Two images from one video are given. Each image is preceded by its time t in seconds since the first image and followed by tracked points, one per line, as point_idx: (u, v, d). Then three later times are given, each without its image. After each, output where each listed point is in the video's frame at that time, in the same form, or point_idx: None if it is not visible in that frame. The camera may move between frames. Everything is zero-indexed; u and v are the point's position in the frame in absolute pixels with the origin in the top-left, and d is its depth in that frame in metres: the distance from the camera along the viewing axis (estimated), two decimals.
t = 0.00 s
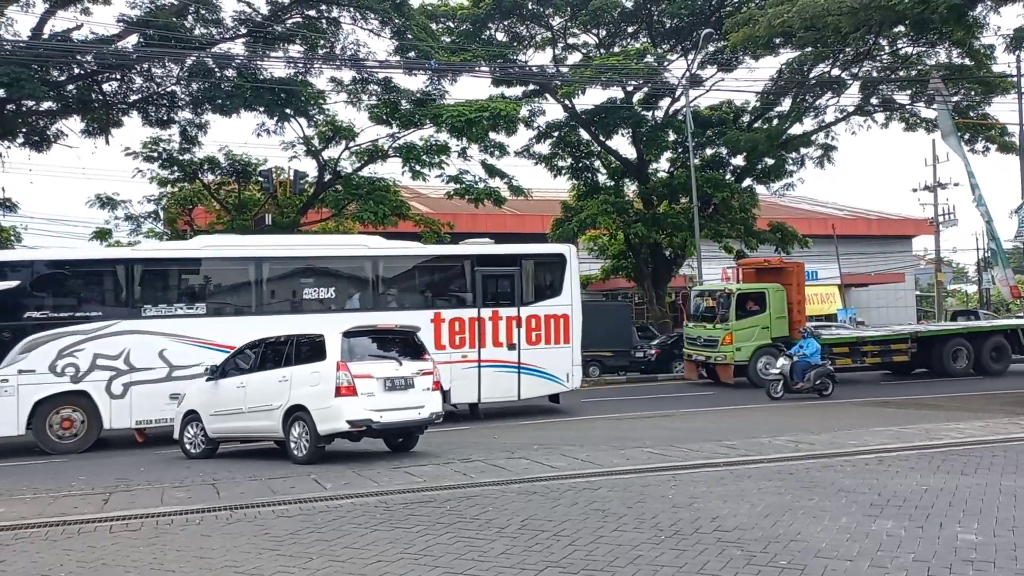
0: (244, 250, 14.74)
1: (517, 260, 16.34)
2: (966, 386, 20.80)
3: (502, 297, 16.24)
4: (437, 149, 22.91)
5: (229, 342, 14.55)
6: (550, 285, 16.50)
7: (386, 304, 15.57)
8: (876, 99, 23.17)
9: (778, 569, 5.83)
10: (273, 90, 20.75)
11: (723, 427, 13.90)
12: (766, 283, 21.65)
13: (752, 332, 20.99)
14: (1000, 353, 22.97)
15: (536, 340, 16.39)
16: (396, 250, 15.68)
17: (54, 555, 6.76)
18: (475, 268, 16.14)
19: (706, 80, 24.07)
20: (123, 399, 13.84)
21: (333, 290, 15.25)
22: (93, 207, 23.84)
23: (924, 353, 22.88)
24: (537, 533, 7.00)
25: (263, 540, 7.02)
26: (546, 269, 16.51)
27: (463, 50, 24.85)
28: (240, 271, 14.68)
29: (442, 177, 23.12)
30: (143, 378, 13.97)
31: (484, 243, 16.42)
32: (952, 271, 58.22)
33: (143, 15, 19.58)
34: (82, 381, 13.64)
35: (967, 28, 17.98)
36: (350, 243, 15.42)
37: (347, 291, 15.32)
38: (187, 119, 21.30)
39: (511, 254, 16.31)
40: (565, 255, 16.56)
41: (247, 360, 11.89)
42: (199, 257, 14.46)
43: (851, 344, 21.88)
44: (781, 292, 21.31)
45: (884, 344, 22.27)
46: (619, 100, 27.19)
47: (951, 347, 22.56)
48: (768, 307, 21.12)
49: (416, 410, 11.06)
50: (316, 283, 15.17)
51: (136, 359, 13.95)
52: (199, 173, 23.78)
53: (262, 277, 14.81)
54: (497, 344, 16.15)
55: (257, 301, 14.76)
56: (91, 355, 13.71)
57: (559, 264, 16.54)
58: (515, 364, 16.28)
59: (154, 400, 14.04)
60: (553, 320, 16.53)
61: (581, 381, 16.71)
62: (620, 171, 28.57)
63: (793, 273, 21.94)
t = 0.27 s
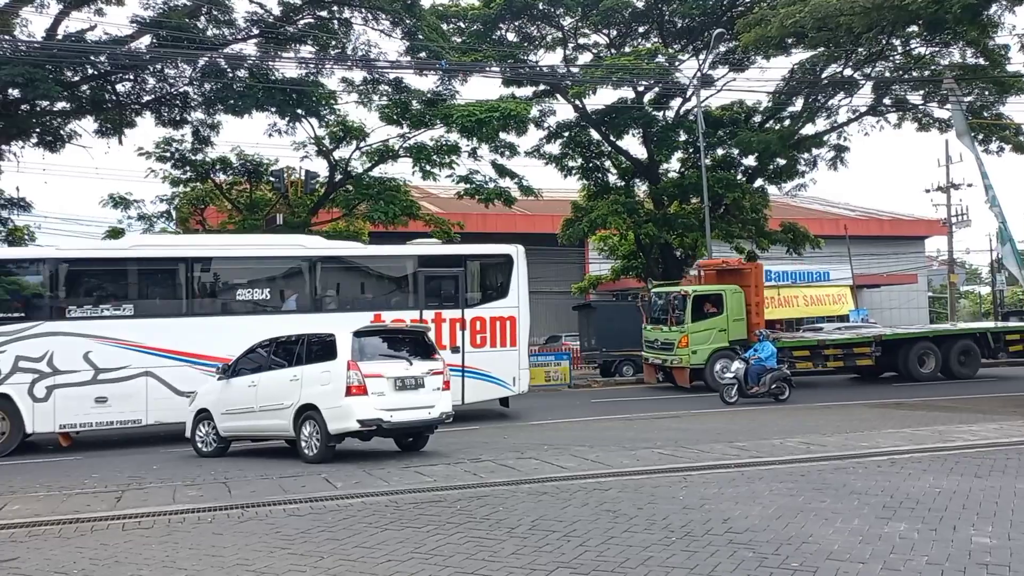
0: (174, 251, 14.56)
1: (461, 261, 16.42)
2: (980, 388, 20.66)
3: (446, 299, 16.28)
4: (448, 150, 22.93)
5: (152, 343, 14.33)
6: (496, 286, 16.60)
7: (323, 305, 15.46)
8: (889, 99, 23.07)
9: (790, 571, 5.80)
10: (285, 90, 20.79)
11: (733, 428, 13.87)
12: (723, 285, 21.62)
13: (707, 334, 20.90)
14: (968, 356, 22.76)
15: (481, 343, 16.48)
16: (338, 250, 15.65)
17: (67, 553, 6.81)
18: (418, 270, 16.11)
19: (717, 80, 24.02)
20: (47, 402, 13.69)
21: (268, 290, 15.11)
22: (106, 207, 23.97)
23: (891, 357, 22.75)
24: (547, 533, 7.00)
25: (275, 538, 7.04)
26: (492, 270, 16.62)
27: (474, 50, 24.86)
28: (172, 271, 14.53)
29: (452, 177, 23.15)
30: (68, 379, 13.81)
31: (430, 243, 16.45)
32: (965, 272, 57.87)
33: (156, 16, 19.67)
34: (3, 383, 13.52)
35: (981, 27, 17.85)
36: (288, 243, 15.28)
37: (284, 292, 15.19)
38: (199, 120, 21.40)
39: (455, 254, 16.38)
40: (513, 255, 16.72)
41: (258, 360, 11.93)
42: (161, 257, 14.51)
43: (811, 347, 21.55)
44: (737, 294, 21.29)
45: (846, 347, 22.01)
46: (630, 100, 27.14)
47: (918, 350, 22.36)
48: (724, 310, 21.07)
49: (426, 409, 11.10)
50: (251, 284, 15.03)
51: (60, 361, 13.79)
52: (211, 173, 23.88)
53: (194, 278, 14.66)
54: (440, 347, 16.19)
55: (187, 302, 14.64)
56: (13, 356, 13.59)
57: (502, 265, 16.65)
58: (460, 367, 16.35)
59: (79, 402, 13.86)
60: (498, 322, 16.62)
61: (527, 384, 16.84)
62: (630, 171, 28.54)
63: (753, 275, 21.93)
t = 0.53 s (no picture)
0: (117, 251, 14.33)
1: (414, 262, 16.29)
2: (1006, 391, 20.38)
3: (397, 301, 16.14)
4: (468, 149, 22.96)
5: (88, 343, 14.04)
6: (450, 287, 16.46)
7: (268, 305, 15.23)
8: (914, 99, 22.83)
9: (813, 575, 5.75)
10: (307, 91, 20.88)
11: (755, 430, 13.79)
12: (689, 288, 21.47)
13: (671, 337, 20.70)
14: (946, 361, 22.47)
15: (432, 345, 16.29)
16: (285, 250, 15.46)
17: (91, 548, 6.88)
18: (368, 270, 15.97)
19: (740, 80, 23.88)
20: None
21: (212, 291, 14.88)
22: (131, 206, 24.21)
23: (869, 360, 22.56)
24: (567, 534, 6.98)
25: (296, 536, 7.07)
26: (447, 270, 16.48)
27: (495, 50, 24.86)
28: (112, 270, 14.26)
29: (472, 177, 23.16)
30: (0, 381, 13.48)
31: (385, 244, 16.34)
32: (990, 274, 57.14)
33: (180, 17, 19.86)
34: None
35: (1008, 26, 17.62)
36: (231, 242, 15.04)
37: (226, 292, 14.95)
38: (223, 120, 21.57)
39: (408, 255, 16.24)
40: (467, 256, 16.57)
41: (279, 359, 11.99)
42: (104, 257, 14.27)
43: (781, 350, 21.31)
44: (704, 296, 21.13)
45: (817, 351, 21.81)
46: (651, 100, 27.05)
47: (895, 354, 22.10)
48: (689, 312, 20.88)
49: (446, 408, 11.11)
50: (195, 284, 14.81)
51: None
52: (233, 173, 24.06)
53: (139, 279, 14.41)
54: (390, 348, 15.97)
55: (126, 302, 14.37)
56: None
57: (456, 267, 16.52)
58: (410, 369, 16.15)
59: (13, 405, 13.53)
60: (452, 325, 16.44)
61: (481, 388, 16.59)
62: (651, 171, 28.44)
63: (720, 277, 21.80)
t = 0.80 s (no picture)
0: (55, 250, 14.05)
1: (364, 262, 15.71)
2: None
3: (346, 302, 15.55)
4: (489, 149, 22.96)
5: (21, 343, 13.79)
6: (401, 287, 15.76)
7: (211, 306, 14.80)
8: (941, 97, 22.57)
9: None
10: (330, 92, 20.96)
11: (778, 432, 13.68)
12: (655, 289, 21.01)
13: (635, 339, 20.23)
14: (924, 364, 21.89)
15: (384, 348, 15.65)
16: (228, 250, 15.08)
17: (118, 544, 6.95)
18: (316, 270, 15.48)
19: (763, 79, 23.71)
20: None
21: (154, 291, 14.52)
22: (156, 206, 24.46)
23: (843, 362, 22.22)
24: (588, 535, 6.96)
25: (318, 534, 7.11)
26: (398, 272, 15.78)
27: (517, 49, 24.84)
28: (49, 271, 13.97)
29: (494, 176, 23.16)
30: None
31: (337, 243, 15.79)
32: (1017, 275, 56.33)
33: (205, 18, 20.05)
34: None
35: None
36: (172, 242, 14.67)
37: (170, 292, 14.61)
38: (246, 120, 21.73)
39: (357, 255, 15.70)
40: (420, 256, 15.88)
41: (301, 357, 12.05)
42: (42, 256, 14.00)
43: (749, 353, 21.11)
44: (670, 297, 20.67)
45: (787, 354, 21.64)
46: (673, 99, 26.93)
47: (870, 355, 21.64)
48: (654, 314, 20.42)
49: (467, 408, 11.14)
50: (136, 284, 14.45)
51: None
52: (257, 173, 24.24)
53: (79, 279, 14.11)
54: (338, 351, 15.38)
55: (69, 304, 14.07)
56: None
57: (411, 266, 15.86)
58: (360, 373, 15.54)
59: None
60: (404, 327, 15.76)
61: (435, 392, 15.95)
62: (673, 170, 28.32)
63: (687, 277, 21.39)
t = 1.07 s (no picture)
0: None
1: (307, 262, 14.75)
2: None
3: (287, 302, 14.56)
4: (506, 149, 22.95)
5: None
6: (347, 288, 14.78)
7: (146, 307, 13.97)
8: (962, 95, 22.34)
9: None
10: (347, 92, 21.01)
11: (796, 433, 13.58)
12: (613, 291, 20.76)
13: (592, 340, 19.96)
14: (892, 367, 21.56)
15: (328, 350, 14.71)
16: (166, 249, 14.21)
17: (137, 542, 6.99)
18: (256, 270, 14.51)
19: (782, 77, 23.57)
20: None
21: (86, 292, 13.72)
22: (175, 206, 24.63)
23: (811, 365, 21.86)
24: (605, 536, 6.94)
25: (336, 533, 7.13)
26: (344, 272, 14.83)
27: (534, 49, 24.81)
28: None
29: (510, 176, 23.14)
30: None
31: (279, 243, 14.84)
32: None
33: (224, 19, 20.18)
34: None
35: None
36: (105, 242, 13.90)
37: (104, 292, 13.81)
38: (264, 121, 21.84)
39: (300, 255, 14.76)
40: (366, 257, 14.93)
41: (319, 357, 12.09)
42: None
43: (709, 355, 20.77)
44: (628, 298, 20.43)
45: (750, 355, 21.17)
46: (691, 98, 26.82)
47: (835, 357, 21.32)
48: (612, 314, 20.19)
49: (483, 408, 11.14)
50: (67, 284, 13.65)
51: None
52: (275, 173, 24.37)
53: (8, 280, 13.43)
54: (279, 354, 14.46)
55: None
56: None
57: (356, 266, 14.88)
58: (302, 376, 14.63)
59: None
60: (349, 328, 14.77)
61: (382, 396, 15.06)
62: (691, 170, 28.20)
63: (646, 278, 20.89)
